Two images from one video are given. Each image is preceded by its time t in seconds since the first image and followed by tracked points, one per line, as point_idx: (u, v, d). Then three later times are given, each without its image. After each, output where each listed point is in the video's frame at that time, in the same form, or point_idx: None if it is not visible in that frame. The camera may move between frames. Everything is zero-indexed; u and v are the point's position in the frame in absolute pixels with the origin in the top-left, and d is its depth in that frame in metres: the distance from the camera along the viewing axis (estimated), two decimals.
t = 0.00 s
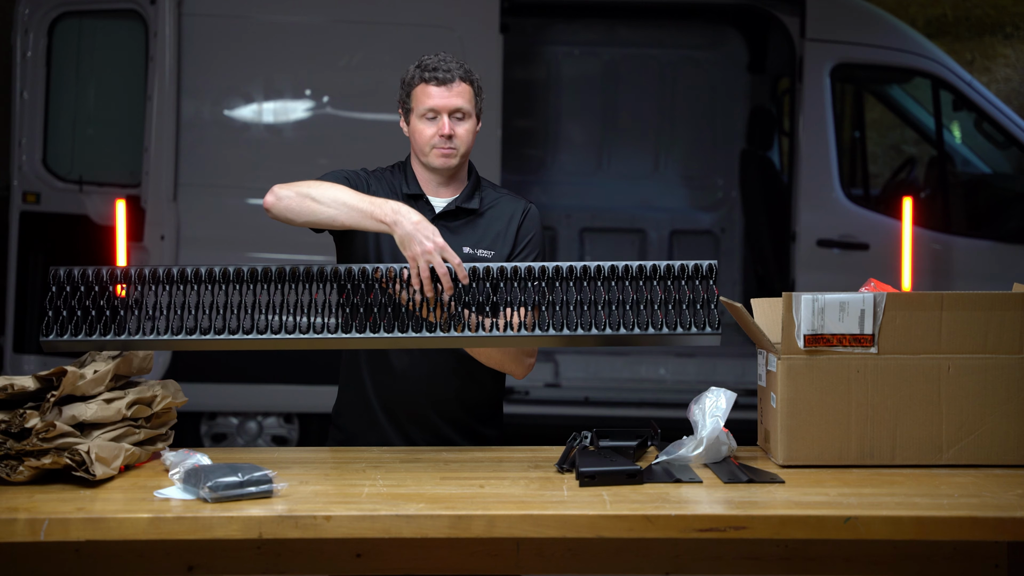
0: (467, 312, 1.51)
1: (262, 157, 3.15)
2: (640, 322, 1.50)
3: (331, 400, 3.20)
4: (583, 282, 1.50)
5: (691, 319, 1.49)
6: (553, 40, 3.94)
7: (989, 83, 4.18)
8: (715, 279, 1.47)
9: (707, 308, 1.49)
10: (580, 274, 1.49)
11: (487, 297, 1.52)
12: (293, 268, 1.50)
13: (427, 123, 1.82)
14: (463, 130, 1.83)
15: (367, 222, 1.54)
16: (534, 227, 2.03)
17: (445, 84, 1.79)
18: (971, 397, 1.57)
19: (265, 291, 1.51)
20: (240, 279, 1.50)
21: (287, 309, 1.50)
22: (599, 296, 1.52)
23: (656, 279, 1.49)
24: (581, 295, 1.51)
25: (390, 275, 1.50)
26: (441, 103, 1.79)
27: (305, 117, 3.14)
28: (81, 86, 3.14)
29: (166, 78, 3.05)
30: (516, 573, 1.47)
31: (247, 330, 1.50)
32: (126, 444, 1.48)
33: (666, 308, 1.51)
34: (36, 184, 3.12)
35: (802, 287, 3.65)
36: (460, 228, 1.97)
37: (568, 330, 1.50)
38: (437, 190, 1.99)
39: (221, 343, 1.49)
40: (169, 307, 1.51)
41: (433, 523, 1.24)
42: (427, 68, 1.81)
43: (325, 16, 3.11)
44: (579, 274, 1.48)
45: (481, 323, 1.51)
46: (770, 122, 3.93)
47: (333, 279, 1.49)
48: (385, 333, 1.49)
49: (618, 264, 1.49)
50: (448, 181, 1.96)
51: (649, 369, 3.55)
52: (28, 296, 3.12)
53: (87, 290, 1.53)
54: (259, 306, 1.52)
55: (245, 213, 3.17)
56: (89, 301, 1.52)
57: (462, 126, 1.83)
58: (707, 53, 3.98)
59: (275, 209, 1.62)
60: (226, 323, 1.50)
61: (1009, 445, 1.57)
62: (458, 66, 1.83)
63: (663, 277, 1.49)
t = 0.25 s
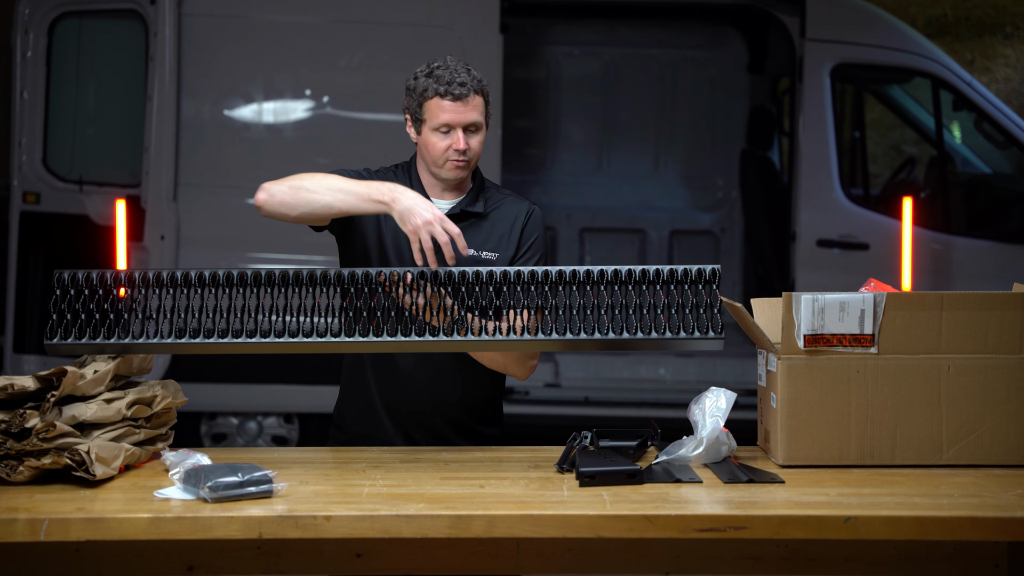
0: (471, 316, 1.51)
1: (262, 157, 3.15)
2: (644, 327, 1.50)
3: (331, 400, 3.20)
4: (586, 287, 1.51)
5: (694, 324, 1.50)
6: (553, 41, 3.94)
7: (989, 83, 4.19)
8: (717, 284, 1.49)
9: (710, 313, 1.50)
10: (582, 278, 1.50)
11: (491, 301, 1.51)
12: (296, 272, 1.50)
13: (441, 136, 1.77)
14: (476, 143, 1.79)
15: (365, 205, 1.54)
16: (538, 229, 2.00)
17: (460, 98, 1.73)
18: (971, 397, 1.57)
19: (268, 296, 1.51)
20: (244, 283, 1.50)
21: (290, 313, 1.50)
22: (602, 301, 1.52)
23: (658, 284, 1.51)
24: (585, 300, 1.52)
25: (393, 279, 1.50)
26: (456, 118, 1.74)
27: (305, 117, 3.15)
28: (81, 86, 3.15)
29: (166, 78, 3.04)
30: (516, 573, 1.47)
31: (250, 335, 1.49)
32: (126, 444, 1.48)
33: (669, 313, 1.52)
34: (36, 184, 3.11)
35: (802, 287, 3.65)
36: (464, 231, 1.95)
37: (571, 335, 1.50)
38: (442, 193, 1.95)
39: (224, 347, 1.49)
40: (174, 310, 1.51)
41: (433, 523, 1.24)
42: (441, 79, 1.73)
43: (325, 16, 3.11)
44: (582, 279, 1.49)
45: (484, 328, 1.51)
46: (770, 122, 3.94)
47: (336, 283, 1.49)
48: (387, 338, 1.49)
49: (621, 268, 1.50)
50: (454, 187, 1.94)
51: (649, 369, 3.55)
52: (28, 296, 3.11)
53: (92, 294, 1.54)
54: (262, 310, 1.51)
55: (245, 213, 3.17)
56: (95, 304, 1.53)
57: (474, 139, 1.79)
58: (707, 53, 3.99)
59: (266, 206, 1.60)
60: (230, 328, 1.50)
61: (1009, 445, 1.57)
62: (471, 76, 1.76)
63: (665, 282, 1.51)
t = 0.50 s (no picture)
0: (471, 325, 1.51)
1: (263, 157, 3.15)
2: (643, 340, 1.51)
3: (331, 400, 3.20)
4: (588, 297, 1.50)
5: (694, 337, 1.51)
6: (553, 41, 3.94)
7: (989, 83, 4.18)
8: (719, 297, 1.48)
9: (710, 326, 1.50)
10: (584, 289, 1.48)
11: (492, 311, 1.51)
12: (297, 279, 1.49)
13: (457, 145, 1.75)
14: (491, 156, 1.78)
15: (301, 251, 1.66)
16: (546, 236, 1.98)
17: (484, 111, 1.71)
18: (971, 397, 1.57)
19: (268, 302, 1.51)
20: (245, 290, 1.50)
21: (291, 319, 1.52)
22: (602, 312, 1.52)
23: (659, 296, 1.50)
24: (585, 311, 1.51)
25: (397, 288, 1.49)
26: (476, 130, 1.72)
27: (305, 117, 3.15)
28: (82, 86, 3.15)
29: (166, 78, 3.03)
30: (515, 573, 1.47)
31: (250, 341, 1.50)
32: (126, 444, 1.48)
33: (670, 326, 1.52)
34: (36, 184, 3.11)
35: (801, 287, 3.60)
36: (470, 236, 1.94)
37: (571, 347, 1.49)
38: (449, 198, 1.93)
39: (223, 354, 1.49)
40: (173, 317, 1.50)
41: (433, 523, 1.24)
42: (468, 89, 1.72)
43: (325, 16, 3.11)
44: (585, 289, 1.48)
45: (484, 338, 1.51)
46: (770, 122, 3.97)
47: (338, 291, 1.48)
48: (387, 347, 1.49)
49: (623, 279, 1.49)
50: (463, 195, 1.91)
51: (649, 370, 3.68)
52: (28, 296, 3.11)
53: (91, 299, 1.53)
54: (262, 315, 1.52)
55: (245, 214, 3.17)
56: (94, 309, 1.53)
57: (491, 152, 1.78)
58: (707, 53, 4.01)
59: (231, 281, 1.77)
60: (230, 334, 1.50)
61: (1009, 445, 1.57)
62: (498, 90, 1.74)
63: (667, 294, 1.50)
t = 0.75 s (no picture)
0: (468, 330, 1.50)
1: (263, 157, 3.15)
2: (639, 349, 1.49)
3: (331, 400, 3.21)
4: (584, 306, 1.51)
5: (690, 348, 1.50)
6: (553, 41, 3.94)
7: (989, 82, 4.19)
8: (716, 310, 1.50)
9: (707, 338, 1.51)
10: (581, 297, 1.50)
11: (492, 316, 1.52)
12: (294, 281, 1.50)
13: (449, 145, 1.75)
14: (484, 157, 1.77)
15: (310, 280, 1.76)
16: (546, 240, 1.94)
17: (473, 112, 1.70)
18: (971, 397, 1.57)
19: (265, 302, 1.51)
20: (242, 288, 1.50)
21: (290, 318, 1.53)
22: (599, 321, 1.52)
23: (656, 307, 1.51)
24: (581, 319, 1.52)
25: (391, 292, 1.49)
26: (466, 131, 1.72)
27: (305, 117, 3.15)
28: (82, 86, 3.15)
29: (166, 78, 3.03)
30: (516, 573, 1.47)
31: (245, 340, 1.49)
32: (125, 444, 1.48)
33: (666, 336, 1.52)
34: (36, 184, 3.11)
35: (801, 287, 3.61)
36: (467, 236, 1.93)
37: (567, 354, 1.48)
38: (448, 198, 1.93)
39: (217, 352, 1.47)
40: (173, 314, 1.52)
41: (433, 523, 1.24)
42: (458, 89, 1.71)
43: (325, 16, 3.11)
44: (580, 298, 1.50)
45: (480, 343, 1.50)
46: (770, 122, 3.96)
47: (335, 294, 1.50)
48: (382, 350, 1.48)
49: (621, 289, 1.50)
50: (462, 195, 1.92)
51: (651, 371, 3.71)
52: (28, 297, 3.11)
53: (88, 294, 1.52)
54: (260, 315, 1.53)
55: (246, 214, 3.17)
56: (90, 304, 1.52)
57: (483, 153, 1.77)
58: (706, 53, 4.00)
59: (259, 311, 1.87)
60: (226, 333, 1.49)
61: (1009, 445, 1.57)
62: (490, 90, 1.73)
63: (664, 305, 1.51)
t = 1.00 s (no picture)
0: (464, 335, 1.50)
1: (263, 157, 3.15)
2: (634, 352, 1.51)
3: (331, 400, 3.21)
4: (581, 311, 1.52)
5: (686, 352, 1.50)
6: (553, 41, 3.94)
7: (989, 82, 4.19)
8: (710, 314, 1.50)
9: (702, 342, 1.50)
10: (576, 303, 1.51)
11: (491, 322, 1.53)
12: (291, 285, 1.50)
13: (451, 149, 1.76)
14: (485, 162, 1.77)
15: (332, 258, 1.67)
16: (551, 250, 1.93)
17: (474, 117, 1.71)
18: (971, 397, 1.57)
19: (262, 306, 1.50)
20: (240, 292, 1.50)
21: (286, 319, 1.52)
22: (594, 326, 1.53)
23: (652, 311, 1.51)
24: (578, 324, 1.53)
25: (388, 296, 1.51)
26: (465, 136, 1.72)
27: (305, 117, 3.15)
28: (82, 85, 3.15)
29: (166, 78, 3.03)
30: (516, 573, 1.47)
31: (243, 343, 1.49)
32: (126, 444, 1.48)
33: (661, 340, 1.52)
34: (36, 184, 3.11)
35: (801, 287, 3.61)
36: (471, 238, 1.93)
37: (563, 357, 1.50)
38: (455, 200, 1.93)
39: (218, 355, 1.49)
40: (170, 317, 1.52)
41: (433, 523, 1.24)
42: (461, 94, 1.71)
43: (325, 16, 3.11)
44: (577, 303, 1.51)
45: (476, 347, 1.50)
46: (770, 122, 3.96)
47: (332, 297, 1.50)
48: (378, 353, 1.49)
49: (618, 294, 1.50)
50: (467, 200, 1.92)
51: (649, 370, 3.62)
52: (28, 296, 3.11)
53: (85, 298, 1.53)
54: (257, 318, 1.52)
55: (245, 213, 3.17)
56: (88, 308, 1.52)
57: (484, 158, 1.77)
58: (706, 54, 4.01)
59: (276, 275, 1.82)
60: (225, 335, 1.50)
61: (1009, 445, 1.57)
62: (493, 96, 1.73)
63: (660, 310, 1.51)
